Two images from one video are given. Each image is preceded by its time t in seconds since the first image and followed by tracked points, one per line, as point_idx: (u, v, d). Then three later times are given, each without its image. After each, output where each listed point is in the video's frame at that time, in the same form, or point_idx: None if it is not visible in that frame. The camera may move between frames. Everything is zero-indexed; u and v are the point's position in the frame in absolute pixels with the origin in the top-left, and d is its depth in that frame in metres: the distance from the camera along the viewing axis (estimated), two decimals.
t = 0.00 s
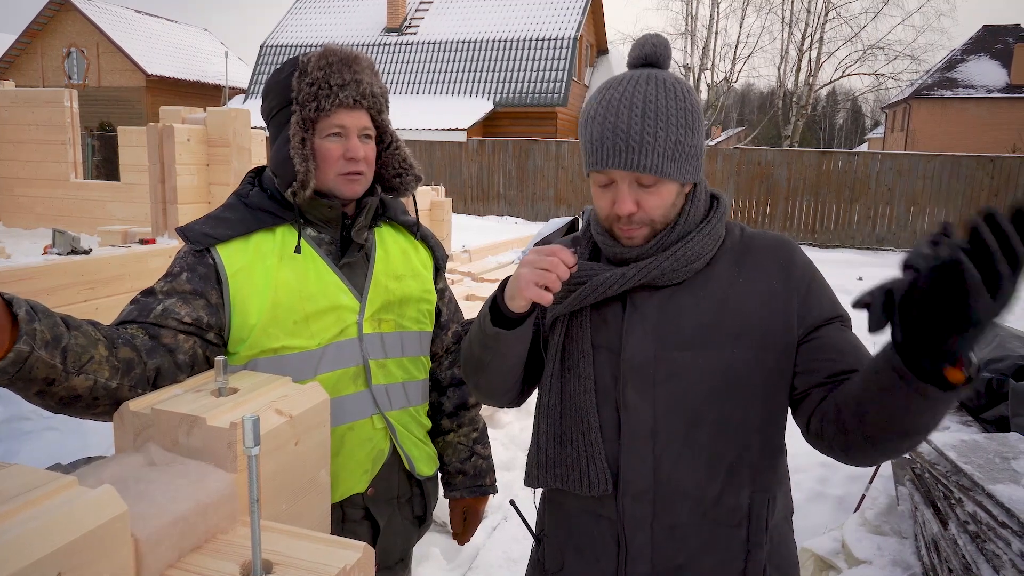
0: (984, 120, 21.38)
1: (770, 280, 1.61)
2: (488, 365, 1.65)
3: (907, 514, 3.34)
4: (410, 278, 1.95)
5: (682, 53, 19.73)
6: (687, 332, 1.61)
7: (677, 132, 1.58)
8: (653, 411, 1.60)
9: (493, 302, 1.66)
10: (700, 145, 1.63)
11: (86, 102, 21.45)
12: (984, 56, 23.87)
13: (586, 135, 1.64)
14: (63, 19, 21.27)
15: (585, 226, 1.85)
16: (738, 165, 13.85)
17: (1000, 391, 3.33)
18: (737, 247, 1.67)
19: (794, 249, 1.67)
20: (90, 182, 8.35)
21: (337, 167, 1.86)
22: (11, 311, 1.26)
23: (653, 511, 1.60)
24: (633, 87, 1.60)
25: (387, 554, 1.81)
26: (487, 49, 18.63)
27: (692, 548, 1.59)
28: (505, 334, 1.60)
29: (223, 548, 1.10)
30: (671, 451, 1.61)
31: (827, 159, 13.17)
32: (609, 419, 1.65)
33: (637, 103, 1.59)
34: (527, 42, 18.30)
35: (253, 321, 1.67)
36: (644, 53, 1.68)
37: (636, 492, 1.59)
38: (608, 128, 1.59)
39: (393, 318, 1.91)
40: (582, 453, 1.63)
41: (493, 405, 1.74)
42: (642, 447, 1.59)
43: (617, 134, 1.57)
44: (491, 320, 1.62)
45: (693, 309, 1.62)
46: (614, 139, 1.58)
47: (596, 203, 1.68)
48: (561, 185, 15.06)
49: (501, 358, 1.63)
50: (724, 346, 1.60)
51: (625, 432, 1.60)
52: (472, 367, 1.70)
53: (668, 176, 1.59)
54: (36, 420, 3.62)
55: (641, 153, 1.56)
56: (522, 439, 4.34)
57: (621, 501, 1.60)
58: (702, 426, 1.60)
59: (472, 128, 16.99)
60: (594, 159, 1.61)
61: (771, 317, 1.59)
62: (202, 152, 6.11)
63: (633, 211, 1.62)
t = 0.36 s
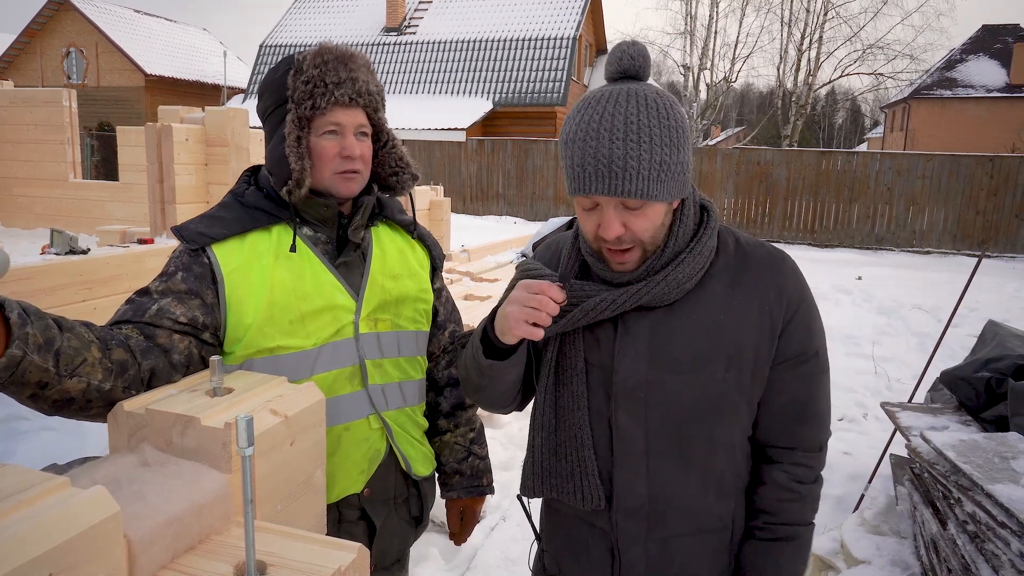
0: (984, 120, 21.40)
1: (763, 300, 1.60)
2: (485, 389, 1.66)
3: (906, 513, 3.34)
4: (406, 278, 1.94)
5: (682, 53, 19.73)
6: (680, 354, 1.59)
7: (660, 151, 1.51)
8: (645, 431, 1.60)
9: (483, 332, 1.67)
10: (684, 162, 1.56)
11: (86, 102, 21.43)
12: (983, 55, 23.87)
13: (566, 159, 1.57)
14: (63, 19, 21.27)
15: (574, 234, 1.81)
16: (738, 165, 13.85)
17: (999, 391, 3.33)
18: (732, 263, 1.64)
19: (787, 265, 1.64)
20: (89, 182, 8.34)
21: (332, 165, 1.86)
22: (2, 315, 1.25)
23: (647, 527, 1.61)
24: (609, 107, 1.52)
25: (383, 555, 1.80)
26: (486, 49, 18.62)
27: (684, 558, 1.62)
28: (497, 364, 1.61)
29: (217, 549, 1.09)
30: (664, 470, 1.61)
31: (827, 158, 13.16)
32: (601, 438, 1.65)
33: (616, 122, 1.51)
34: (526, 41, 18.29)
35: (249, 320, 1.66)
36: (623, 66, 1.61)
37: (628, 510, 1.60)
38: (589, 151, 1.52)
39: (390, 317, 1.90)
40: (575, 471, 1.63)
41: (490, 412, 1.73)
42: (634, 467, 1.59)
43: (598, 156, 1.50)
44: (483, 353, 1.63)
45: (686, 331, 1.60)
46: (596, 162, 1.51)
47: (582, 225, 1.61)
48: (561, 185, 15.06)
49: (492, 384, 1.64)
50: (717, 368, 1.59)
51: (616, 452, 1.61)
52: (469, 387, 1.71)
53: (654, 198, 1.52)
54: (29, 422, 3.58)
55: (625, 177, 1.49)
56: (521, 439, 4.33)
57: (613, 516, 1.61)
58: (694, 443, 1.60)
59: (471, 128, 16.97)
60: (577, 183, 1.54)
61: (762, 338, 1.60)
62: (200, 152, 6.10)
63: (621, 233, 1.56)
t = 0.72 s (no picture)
0: (983, 120, 21.40)
1: (760, 291, 1.63)
2: (486, 381, 1.63)
3: (903, 513, 3.34)
4: (400, 278, 1.95)
5: (682, 52, 19.72)
6: (683, 339, 1.60)
7: (679, 122, 1.59)
8: (648, 416, 1.60)
9: (493, 316, 1.62)
10: (697, 139, 1.65)
11: (86, 102, 21.43)
12: (983, 55, 23.85)
13: (587, 121, 1.61)
14: (63, 20, 21.27)
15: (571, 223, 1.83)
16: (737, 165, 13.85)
17: (996, 391, 3.32)
18: (728, 252, 1.68)
19: (781, 257, 1.69)
20: (89, 182, 8.34)
21: (326, 165, 1.86)
22: None
23: (647, 515, 1.61)
24: (636, 77, 1.60)
25: (375, 554, 1.81)
26: (486, 49, 18.62)
27: (684, 549, 1.62)
28: (509, 353, 1.59)
29: (207, 548, 1.09)
30: (666, 457, 1.61)
31: (827, 158, 13.16)
32: (603, 426, 1.64)
33: (642, 92, 1.58)
34: (525, 41, 18.29)
35: (241, 320, 1.66)
36: (639, 50, 1.68)
37: (631, 497, 1.59)
38: (615, 116, 1.57)
39: (383, 317, 1.90)
40: (575, 461, 1.62)
41: (483, 414, 1.72)
42: (637, 453, 1.59)
43: (623, 117, 1.56)
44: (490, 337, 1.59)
45: (688, 317, 1.61)
46: (620, 125, 1.57)
47: (594, 194, 1.63)
48: (560, 185, 15.07)
49: (499, 371, 1.61)
50: (718, 355, 1.61)
51: (619, 439, 1.60)
52: (467, 382, 1.68)
53: (670, 167, 1.59)
54: (19, 427, 3.54)
55: (649, 138, 1.55)
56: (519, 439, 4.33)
57: (615, 505, 1.60)
58: (695, 430, 1.61)
59: (471, 128, 16.97)
60: (598, 146, 1.59)
61: (761, 325, 1.62)
62: (199, 152, 6.09)
63: (635, 199, 1.59)
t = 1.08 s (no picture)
0: (984, 120, 21.38)
1: (752, 274, 1.69)
2: (487, 368, 1.63)
3: (901, 512, 3.34)
4: (396, 275, 1.95)
5: (682, 52, 19.73)
6: (679, 320, 1.64)
7: (669, 103, 1.70)
8: (650, 399, 1.62)
9: (497, 293, 1.62)
10: (684, 124, 1.76)
11: (87, 102, 21.47)
12: (985, 55, 23.81)
13: (583, 98, 1.70)
14: (64, 20, 21.30)
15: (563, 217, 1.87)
16: (738, 165, 13.86)
17: (995, 390, 3.32)
18: (717, 240, 1.74)
19: (766, 244, 1.76)
20: (90, 182, 8.36)
21: (313, 166, 1.87)
22: (7, 323, 1.27)
23: (652, 502, 1.62)
24: (628, 65, 1.72)
25: (371, 550, 1.82)
26: (487, 49, 18.61)
27: (690, 541, 1.61)
28: (514, 328, 1.57)
29: (205, 544, 1.10)
30: (670, 442, 1.63)
31: (827, 158, 13.15)
32: (604, 412, 1.65)
33: (636, 75, 1.69)
34: (527, 42, 18.27)
35: (238, 316, 1.68)
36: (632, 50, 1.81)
37: (634, 484, 1.60)
38: (609, 93, 1.66)
39: (380, 314, 1.91)
40: (578, 449, 1.62)
41: (480, 412, 1.74)
42: (639, 436, 1.61)
43: (617, 92, 1.66)
44: (497, 313, 1.58)
45: (684, 297, 1.65)
46: (616, 99, 1.66)
47: (588, 170, 1.71)
48: (561, 185, 15.08)
49: (501, 357, 1.61)
50: (715, 336, 1.64)
51: (621, 424, 1.62)
52: (467, 372, 1.68)
53: (660, 144, 1.68)
54: (15, 424, 3.55)
55: (642, 112, 1.65)
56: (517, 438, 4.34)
57: (619, 493, 1.61)
58: (697, 413, 1.63)
59: (472, 128, 16.98)
60: (595, 121, 1.67)
61: (754, 309, 1.67)
62: (199, 151, 6.09)
63: (627, 172, 1.66)
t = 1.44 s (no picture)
0: (986, 120, 21.35)
1: (756, 275, 1.70)
2: (497, 374, 1.65)
3: (902, 513, 3.35)
4: (399, 275, 1.96)
5: (684, 52, 19.73)
6: (685, 321, 1.65)
7: (679, 108, 1.72)
8: (657, 401, 1.63)
9: (508, 297, 1.63)
10: (691, 130, 1.78)
11: (89, 103, 21.53)
12: (987, 55, 23.79)
13: (594, 100, 1.72)
14: (66, 20, 21.35)
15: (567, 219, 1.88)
16: (739, 166, 13.86)
17: (996, 391, 3.33)
18: (721, 242, 1.76)
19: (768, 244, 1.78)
20: (92, 182, 8.39)
21: (286, 172, 1.85)
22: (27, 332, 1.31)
23: (659, 503, 1.63)
24: (639, 70, 1.73)
25: (370, 546, 1.84)
26: (489, 49, 18.62)
27: (696, 540, 1.63)
28: (525, 333, 1.59)
29: (212, 544, 1.11)
30: (677, 444, 1.64)
31: (829, 159, 13.15)
32: (611, 414, 1.66)
33: (651, 80, 1.70)
34: (530, 42, 18.28)
35: (241, 314, 1.71)
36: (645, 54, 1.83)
37: (641, 486, 1.61)
38: (624, 96, 1.68)
39: (382, 314, 1.92)
40: (586, 450, 1.63)
41: (488, 416, 1.75)
42: (647, 437, 1.62)
43: (631, 95, 1.68)
44: (510, 319, 1.60)
45: (691, 299, 1.66)
46: (629, 103, 1.68)
47: (597, 173, 1.72)
48: (562, 185, 15.09)
49: (512, 361, 1.62)
50: (720, 337, 1.65)
51: (628, 426, 1.62)
52: (475, 375, 1.69)
53: (670, 149, 1.70)
54: (15, 424, 3.57)
55: (655, 116, 1.67)
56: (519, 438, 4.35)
57: (627, 495, 1.62)
58: (703, 415, 1.64)
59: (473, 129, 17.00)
60: (605, 123, 1.69)
61: (759, 311, 1.68)
62: (202, 152, 6.10)
63: (638, 177, 1.69)
